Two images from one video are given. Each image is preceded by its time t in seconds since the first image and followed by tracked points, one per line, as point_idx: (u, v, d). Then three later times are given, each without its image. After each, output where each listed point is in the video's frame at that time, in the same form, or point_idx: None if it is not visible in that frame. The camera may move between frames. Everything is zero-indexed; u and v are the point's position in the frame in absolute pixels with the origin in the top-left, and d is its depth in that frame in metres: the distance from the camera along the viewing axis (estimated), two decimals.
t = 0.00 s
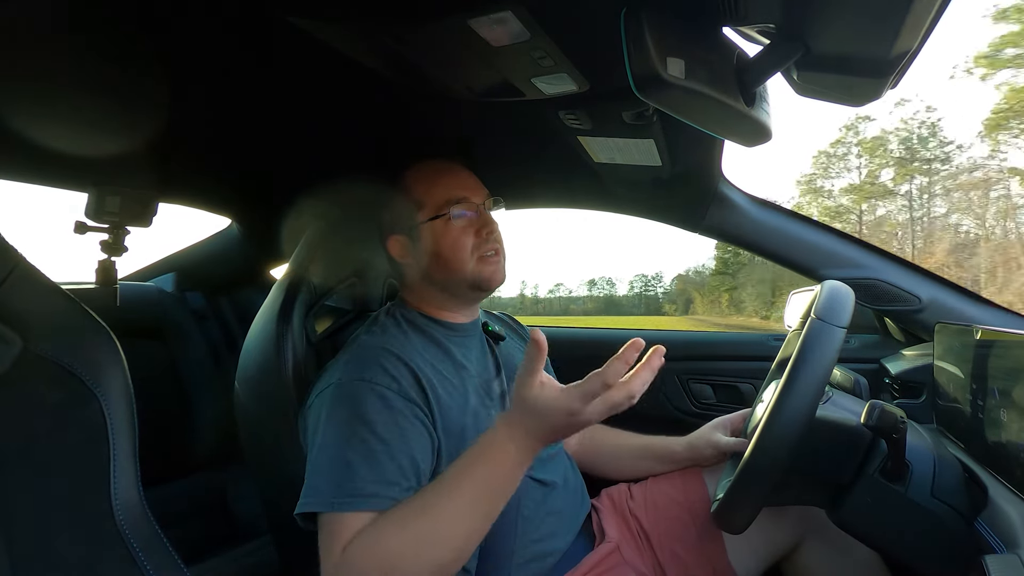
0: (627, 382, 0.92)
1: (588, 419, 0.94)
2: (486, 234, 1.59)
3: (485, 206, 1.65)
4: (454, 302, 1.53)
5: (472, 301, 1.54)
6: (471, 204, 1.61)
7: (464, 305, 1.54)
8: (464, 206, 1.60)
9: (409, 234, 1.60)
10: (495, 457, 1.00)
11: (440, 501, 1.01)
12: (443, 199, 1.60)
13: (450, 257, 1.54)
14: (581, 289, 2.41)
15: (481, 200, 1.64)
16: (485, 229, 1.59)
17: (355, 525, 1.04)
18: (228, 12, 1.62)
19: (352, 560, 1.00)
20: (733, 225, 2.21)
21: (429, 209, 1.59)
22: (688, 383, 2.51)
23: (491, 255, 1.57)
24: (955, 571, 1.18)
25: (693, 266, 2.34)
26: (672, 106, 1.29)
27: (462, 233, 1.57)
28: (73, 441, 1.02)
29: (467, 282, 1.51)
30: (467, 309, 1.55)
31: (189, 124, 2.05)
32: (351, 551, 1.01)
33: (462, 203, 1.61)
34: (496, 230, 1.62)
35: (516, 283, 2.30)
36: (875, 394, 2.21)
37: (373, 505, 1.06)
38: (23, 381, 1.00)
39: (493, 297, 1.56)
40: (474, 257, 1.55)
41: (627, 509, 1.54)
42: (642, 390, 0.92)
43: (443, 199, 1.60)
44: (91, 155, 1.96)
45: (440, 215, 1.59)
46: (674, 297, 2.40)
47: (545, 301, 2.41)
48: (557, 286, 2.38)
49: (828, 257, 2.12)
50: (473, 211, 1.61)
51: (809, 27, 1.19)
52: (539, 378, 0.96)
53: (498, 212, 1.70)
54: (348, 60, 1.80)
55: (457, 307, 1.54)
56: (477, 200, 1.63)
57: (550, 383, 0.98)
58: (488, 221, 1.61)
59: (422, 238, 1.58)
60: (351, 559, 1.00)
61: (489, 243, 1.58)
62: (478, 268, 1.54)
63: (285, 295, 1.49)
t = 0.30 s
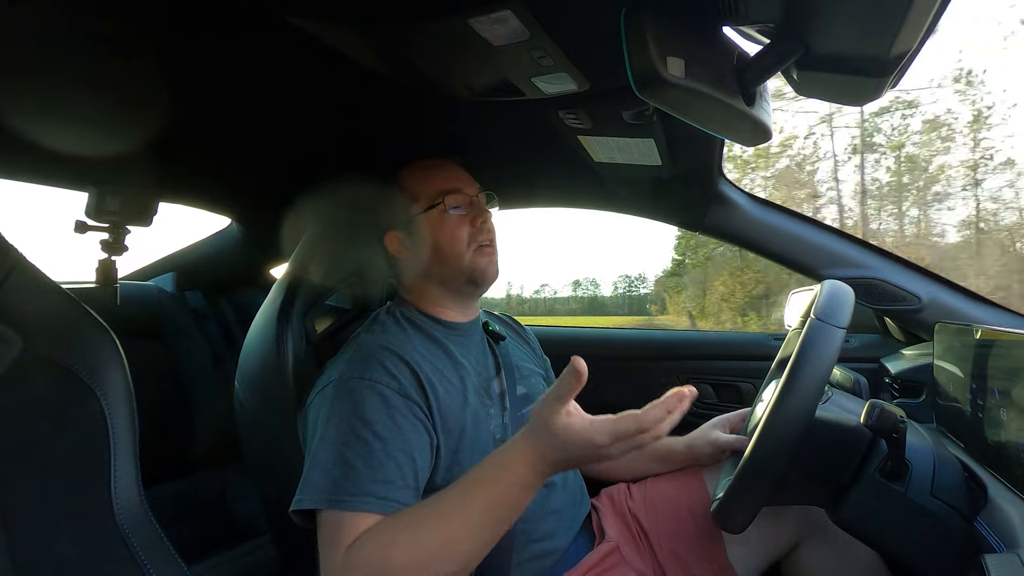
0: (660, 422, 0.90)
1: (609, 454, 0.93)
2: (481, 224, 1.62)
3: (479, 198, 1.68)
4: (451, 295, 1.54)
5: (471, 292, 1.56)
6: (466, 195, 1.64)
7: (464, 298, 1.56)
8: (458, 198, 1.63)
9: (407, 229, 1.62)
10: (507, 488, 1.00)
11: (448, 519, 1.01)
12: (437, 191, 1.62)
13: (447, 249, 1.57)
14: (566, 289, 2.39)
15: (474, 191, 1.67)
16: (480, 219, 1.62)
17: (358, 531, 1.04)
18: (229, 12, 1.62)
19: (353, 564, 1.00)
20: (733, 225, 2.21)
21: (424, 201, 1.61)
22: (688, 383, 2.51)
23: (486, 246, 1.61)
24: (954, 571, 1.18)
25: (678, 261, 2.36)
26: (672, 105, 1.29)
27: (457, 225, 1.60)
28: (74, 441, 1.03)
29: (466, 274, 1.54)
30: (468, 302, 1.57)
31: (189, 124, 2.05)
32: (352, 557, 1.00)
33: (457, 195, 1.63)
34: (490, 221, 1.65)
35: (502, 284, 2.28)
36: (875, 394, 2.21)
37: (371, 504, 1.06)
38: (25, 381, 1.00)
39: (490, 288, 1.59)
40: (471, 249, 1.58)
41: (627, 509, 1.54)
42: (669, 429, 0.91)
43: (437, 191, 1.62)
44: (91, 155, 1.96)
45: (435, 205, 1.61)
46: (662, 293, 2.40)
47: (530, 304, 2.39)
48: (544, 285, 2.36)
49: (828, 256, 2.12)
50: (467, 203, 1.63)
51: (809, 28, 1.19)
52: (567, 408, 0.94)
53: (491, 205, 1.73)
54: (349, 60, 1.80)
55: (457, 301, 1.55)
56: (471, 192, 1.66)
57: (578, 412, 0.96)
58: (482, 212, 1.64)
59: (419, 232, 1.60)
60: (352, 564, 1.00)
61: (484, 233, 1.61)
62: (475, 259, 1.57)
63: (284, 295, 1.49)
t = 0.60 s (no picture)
0: (596, 346, 0.96)
1: (577, 402, 0.92)
2: (484, 228, 1.62)
3: (482, 201, 1.68)
4: (453, 297, 1.55)
5: (472, 296, 1.56)
6: (469, 198, 1.65)
7: (465, 302, 1.56)
8: (462, 201, 1.63)
9: (409, 231, 1.62)
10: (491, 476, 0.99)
11: (437, 511, 1.01)
12: (441, 193, 1.62)
13: (449, 251, 1.57)
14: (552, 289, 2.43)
15: (478, 195, 1.67)
16: (483, 222, 1.63)
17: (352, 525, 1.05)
18: (228, 12, 1.62)
19: (348, 560, 1.01)
20: (733, 225, 2.21)
21: (428, 203, 1.61)
22: (688, 383, 2.51)
23: (489, 249, 1.61)
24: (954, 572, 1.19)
25: (659, 259, 2.42)
26: (671, 106, 1.29)
27: (460, 228, 1.60)
28: (74, 442, 1.03)
29: (467, 277, 1.54)
30: (468, 305, 1.57)
31: (189, 124, 2.05)
32: (346, 551, 1.02)
33: (460, 197, 1.63)
34: (493, 225, 1.66)
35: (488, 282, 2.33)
36: (875, 394, 2.21)
37: (365, 504, 1.06)
38: (25, 381, 1.00)
39: (492, 292, 1.59)
40: (473, 252, 1.58)
41: (627, 509, 1.54)
42: (611, 356, 0.96)
43: (441, 193, 1.62)
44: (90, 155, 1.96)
45: (439, 208, 1.61)
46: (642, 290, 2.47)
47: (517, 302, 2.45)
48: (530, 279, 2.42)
49: (827, 257, 2.13)
50: (471, 206, 1.64)
51: (809, 29, 1.19)
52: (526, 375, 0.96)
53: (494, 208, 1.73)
54: (349, 60, 1.80)
55: (456, 304, 1.55)
56: (475, 195, 1.67)
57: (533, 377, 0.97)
58: (485, 215, 1.64)
59: (421, 234, 1.60)
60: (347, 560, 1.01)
61: (487, 237, 1.62)
62: (477, 263, 1.57)
63: (284, 295, 1.49)
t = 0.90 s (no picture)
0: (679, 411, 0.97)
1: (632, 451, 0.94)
2: (483, 229, 1.62)
3: (481, 202, 1.68)
4: (451, 297, 1.55)
5: (471, 297, 1.57)
6: (468, 200, 1.65)
7: (465, 302, 1.56)
8: (461, 202, 1.64)
9: (408, 231, 1.62)
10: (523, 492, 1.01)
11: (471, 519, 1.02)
12: (441, 194, 1.63)
13: (446, 250, 1.58)
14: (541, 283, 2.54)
15: (478, 196, 1.67)
16: (481, 224, 1.62)
17: (372, 529, 1.04)
18: (228, 12, 1.62)
19: (369, 565, 1.00)
20: (733, 225, 2.21)
21: (427, 204, 1.62)
22: (688, 383, 2.51)
23: (487, 250, 1.60)
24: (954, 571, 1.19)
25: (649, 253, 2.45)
26: (671, 105, 1.29)
27: (458, 228, 1.61)
28: (74, 443, 1.03)
29: (465, 277, 1.54)
30: (467, 305, 1.56)
31: (189, 124, 2.05)
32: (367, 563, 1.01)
33: (459, 199, 1.64)
34: (493, 227, 1.65)
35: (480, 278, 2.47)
36: (875, 394, 2.21)
37: (380, 507, 1.06)
38: (25, 382, 1.00)
39: (491, 291, 1.59)
40: (471, 252, 1.58)
41: (627, 509, 1.54)
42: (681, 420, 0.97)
43: (440, 194, 1.63)
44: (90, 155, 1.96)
45: (436, 209, 1.62)
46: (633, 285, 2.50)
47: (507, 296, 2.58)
48: (516, 263, 2.49)
49: (828, 257, 2.13)
50: (469, 207, 1.64)
51: (809, 28, 1.20)
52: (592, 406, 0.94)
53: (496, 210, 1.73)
54: (349, 60, 1.80)
55: (457, 305, 1.55)
56: (474, 197, 1.66)
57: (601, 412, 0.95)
58: (484, 216, 1.64)
59: (419, 234, 1.61)
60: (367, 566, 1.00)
61: (486, 238, 1.61)
62: (475, 262, 1.57)
63: (284, 296, 1.48)
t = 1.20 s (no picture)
0: (494, 279, 1.02)
1: (474, 329, 1.00)
2: (472, 227, 1.59)
3: (471, 199, 1.65)
4: (445, 295, 1.59)
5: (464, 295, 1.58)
6: (458, 198, 1.62)
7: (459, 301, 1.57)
8: (450, 200, 1.61)
9: (398, 231, 1.61)
10: (427, 431, 1.02)
11: (394, 475, 1.01)
12: (430, 193, 1.62)
13: (437, 251, 1.57)
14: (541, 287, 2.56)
15: (467, 194, 1.65)
16: (471, 221, 1.60)
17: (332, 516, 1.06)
18: (227, 12, 1.62)
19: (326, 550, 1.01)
20: (733, 225, 2.21)
21: (417, 204, 1.61)
22: (688, 384, 2.51)
23: (478, 247, 1.58)
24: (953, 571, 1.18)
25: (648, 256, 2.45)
26: (670, 106, 1.29)
27: (448, 227, 1.58)
28: (72, 443, 1.03)
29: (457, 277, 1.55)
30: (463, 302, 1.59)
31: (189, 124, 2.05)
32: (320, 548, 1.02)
33: (448, 197, 1.61)
34: (482, 223, 1.63)
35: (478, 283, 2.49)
36: (875, 395, 2.21)
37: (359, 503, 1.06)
38: (23, 382, 1.00)
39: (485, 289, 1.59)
40: (462, 251, 1.57)
41: (627, 509, 1.54)
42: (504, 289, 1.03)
43: (429, 194, 1.62)
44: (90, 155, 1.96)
45: (426, 209, 1.60)
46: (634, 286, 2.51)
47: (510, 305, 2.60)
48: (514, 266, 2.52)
49: (827, 257, 2.13)
50: (459, 205, 1.62)
51: (809, 28, 1.19)
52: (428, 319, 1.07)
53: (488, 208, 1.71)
54: (348, 60, 1.80)
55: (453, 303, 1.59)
56: (463, 194, 1.64)
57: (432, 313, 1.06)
58: (473, 214, 1.61)
59: (410, 234, 1.59)
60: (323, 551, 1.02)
61: (476, 236, 1.59)
62: (466, 262, 1.56)
63: (284, 296, 1.48)
